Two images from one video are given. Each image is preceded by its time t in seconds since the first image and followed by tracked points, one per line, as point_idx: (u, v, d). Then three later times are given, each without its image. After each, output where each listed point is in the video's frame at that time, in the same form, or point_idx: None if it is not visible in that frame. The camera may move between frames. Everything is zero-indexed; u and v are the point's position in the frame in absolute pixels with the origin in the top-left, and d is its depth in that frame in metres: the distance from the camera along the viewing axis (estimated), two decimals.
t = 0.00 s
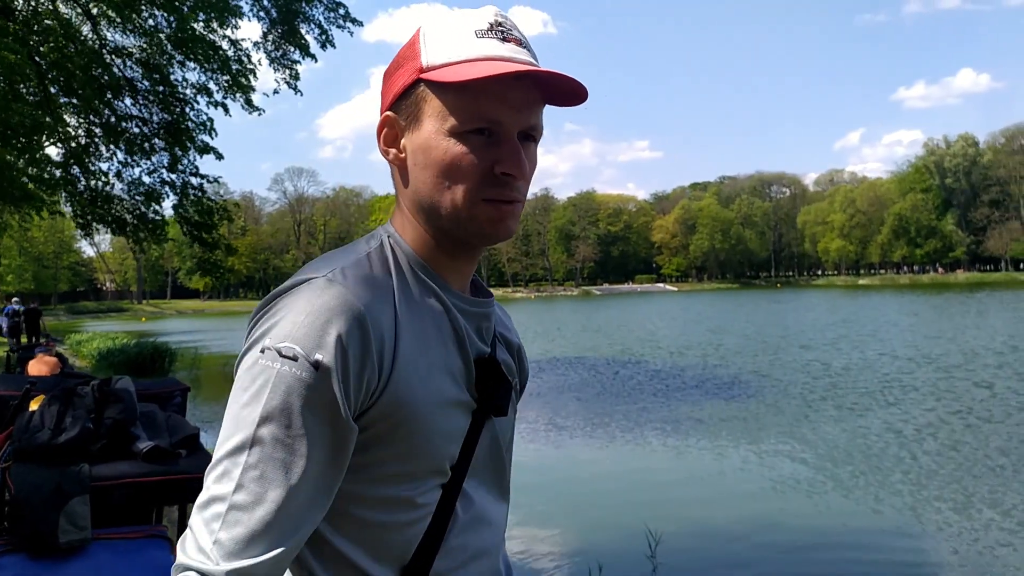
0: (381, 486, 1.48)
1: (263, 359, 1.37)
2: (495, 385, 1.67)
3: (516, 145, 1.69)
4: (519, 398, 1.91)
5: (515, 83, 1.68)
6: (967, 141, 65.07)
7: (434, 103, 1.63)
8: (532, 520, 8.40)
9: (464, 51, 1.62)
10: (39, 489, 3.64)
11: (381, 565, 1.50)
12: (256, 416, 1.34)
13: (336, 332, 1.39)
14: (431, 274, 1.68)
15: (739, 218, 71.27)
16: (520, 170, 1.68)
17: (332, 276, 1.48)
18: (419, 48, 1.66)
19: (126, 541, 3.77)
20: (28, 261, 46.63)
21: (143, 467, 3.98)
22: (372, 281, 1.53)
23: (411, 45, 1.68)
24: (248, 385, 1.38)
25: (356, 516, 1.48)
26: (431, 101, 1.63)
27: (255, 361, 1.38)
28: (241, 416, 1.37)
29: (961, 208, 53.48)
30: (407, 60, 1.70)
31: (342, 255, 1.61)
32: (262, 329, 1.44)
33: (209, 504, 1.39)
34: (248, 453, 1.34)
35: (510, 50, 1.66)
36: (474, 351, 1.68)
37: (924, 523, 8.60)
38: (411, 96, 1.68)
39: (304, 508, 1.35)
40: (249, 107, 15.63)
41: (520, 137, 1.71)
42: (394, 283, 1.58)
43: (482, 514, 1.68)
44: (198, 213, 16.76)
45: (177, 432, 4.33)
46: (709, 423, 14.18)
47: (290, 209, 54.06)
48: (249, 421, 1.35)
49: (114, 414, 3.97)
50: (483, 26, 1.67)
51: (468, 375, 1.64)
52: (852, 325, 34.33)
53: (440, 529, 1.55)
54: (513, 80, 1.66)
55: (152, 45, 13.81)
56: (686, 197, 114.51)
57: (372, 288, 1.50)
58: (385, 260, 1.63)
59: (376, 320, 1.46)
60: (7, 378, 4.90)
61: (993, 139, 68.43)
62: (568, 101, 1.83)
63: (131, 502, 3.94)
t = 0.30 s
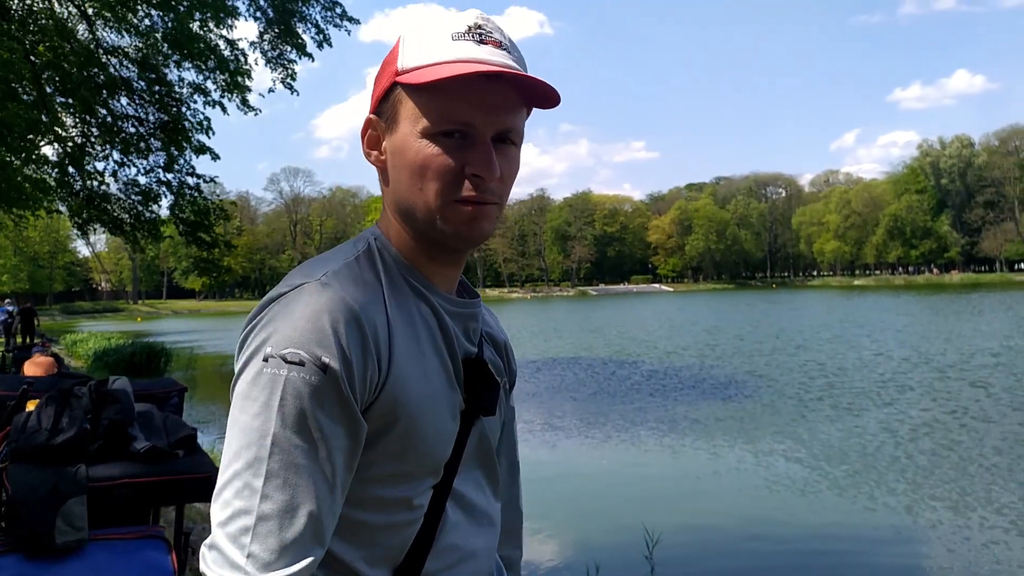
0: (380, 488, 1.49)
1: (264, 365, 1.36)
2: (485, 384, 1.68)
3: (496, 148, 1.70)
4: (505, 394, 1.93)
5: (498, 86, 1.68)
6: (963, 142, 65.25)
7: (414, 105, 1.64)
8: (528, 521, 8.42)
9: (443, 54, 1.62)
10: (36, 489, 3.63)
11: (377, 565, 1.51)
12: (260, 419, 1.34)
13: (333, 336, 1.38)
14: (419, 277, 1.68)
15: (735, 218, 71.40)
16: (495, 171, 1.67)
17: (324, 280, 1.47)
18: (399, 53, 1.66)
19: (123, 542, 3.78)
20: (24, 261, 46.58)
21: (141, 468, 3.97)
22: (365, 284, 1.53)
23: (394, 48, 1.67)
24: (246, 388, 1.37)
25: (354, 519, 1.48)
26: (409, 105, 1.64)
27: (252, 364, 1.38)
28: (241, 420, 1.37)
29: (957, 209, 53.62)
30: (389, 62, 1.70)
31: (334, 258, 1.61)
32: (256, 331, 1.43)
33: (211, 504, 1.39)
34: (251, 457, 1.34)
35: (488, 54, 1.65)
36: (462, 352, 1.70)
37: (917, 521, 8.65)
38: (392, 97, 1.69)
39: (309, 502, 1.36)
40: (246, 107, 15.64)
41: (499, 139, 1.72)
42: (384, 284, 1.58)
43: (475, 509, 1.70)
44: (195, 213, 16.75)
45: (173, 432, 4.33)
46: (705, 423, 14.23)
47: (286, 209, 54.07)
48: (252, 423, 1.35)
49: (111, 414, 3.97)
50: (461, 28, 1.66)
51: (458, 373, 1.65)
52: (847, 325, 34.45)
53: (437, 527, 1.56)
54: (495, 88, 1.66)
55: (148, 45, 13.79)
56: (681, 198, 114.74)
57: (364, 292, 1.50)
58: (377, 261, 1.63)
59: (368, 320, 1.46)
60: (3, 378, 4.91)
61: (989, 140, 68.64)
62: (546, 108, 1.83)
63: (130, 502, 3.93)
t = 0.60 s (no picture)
0: (373, 488, 1.48)
1: (250, 367, 1.34)
2: (477, 381, 1.68)
3: (474, 147, 1.71)
4: (501, 393, 1.92)
5: (473, 84, 1.68)
6: (958, 142, 65.42)
7: (388, 108, 1.65)
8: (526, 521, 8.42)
9: (413, 53, 1.62)
10: (34, 489, 3.62)
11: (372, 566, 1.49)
12: (246, 421, 1.33)
13: (319, 338, 1.38)
14: (407, 276, 1.68)
15: (731, 219, 71.50)
16: (469, 169, 1.67)
17: (308, 279, 1.46)
18: (373, 55, 1.66)
19: (121, 541, 3.77)
20: (19, 261, 46.47)
21: (139, 468, 3.95)
22: (350, 284, 1.53)
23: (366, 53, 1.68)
24: (231, 392, 1.36)
25: (348, 521, 1.47)
26: (384, 108, 1.65)
27: (236, 368, 1.37)
28: (227, 423, 1.36)
29: (953, 210, 53.76)
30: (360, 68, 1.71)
31: (320, 260, 1.60)
32: (240, 333, 1.43)
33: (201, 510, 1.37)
34: (238, 460, 1.32)
35: (460, 53, 1.64)
36: (456, 350, 1.69)
37: (916, 521, 8.67)
38: (368, 99, 1.70)
39: (301, 503, 1.35)
40: (242, 107, 15.61)
41: (478, 138, 1.72)
42: (370, 284, 1.57)
43: (473, 507, 1.70)
44: (191, 213, 16.74)
45: (171, 433, 4.30)
46: (702, 423, 14.28)
47: (282, 209, 54.05)
48: (237, 427, 1.34)
49: (110, 414, 3.95)
50: (430, 27, 1.66)
51: (450, 373, 1.64)
52: (844, 326, 34.57)
53: (433, 525, 1.56)
54: (470, 87, 1.67)
55: (144, 44, 13.76)
56: (678, 198, 114.89)
57: (349, 292, 1.49)
58: (364, 261, 1.62)
59: (353, 321, 1.45)
60: None
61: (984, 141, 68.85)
62: (521, 107, 1.83)
63: (128, 502, 3.92)
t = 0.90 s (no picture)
0: (362, 491, 1.47)
1: (230, 370, 1.35)
2: (471, 379, 1.67)
3: (469, 139, 1.70)
4: (500, 389, 1.91)
5: (468, 74, 1.67)
6: (956, 142, 65.47)
7: (381, 99, 1.65)
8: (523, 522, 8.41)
9: (406, 44, 1.62)
10: (31, 489, 3.60)
11: (362, 568, 1.49)
12: (226, 427, 1.33)
13: (301, 338, 1.37)
14: (400, 274, 1.67)
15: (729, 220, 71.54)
16: (465, 160, 1.67)
17: (295, 282, 1.46)
18: (364, 48, 1.67)
19: (117, 542, 3.77)
20: (17, 261, 46.38)
21: (136, 467, 3.94)
22: (337, 284, 1.52)
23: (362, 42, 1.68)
24: (214, 396, 1.37)
25: (337, 523, 1.47)
26: (378, 100, 1.66)
27: (219, 371, 1.37)
28: (208, 429, 1.36)
29: (950, 211, 53.79)
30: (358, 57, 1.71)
31: (310, 259, 1.60)
32: (225, 335, 1.43)
33: (180, 513, 1.38)
34: (220, 467, 1.33)
35: (454, 42, 1.64)
36: (450, 346, 1.69)
37: (914, 521, 8.68)
38: (362, 90, 1.70)
39: (283, 507, 1.35)
40: (240, 107, 15.60)
41: (474, 131, 1.72)
42: (361, 284, 1.56)
43: (466, 508, 1.69)
44: (189, 213, 16.73)
45: (168, 432, 4.29)
46: (700, 423, 14.30)
47: (280, 209, 53.97)
48: (218, 432, 1.34)
49: (106, 414, 3.94)
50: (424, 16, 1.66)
51: (444, 372, 1.64)
52: (842, 326, 34.61)
53: (424, 527, 1.55)
54: (465, 78, 1.67)
55: (142, 43, 13.74)
56: (675, 198, 114.97)
57: (336, 292, 1.49)
58: (356, 258, 1.62)
59: (340, 323, 1.44)
60: None
61: (982, 141, 68.95)
62: (520, 95, 1.83)
63: (125, 501, 3.92)
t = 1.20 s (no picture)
0: (344, 498, 1.47)
1: (211, 376, 1.35)
2: (454, 383, 1.67)
3: (466, 144, 1.71)
4: (486, 390, 1.92)
5: (470, 78, 1.68)
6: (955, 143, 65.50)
7: (379, 96, 1.64)
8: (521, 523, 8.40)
9: (407, 44, 1.63)
10: (27, 490, 3.61)
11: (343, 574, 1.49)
12: (207, 433, 1.33)
13: (283, 346, 1.37)
14: (385, 279, 1.68)
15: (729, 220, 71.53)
16: (469, 166, 1.68)
17: (276, 286, 1.45)
18: (364, 43, 1.67)
19: (113, 542, 3.79)
20: (16, 260, 46.35)
21: (134, 468, 3.95)
22: (322, 288, 1.52)
23: (360, 42, 1.68)
24: (192, 402, 1.36)
25: (319, 529, 1.47)
26: (376, 96, 1.64)
27: (198, 377, 1.37)
28: (188, 437, 1.36)
29: (950, 211, 53.81)
30: (354, 52, 1.71)
31: (292, 262, 1.59)
32: (208, 336, 1.43)
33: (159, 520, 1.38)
34: (199, 475, 1.33)
35: (459, 43, 1.66)
36: (436, 350, 1.69)
37: (912, 521, 8.68)
38: (356, 89, 1.70)
39: (264, 518, 1.35)
40: (238, 108, 15.59)
41: (473, 135, 1.73)
42: (345, 288, 1.57)
43: (453, 515, 1.69)
44: (186, 213, 16.74)
45: (164, 433, 4.29)
46: (699, 423, 14.31)
47: (279, 209, 53.95)
48: (197, 440, 1.34)
49: (103, 414, 3.94)
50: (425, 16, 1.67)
51: (427, 375, 1.64)
52: (840, 326, 34.65)
53: (409, 531, 1.55)
54: (467, 78, 1.67)
55: (140, 44, 13.75)
56: (674, 198, 115.08)
57: (320, 297, 1.49)
58: (339, 265, 1.62)
59: (325, 325, 1.45)
60: None
61: (981, 141, 69.01)
62: (521, 98, 1.84)
63: (121, 503, 3.92)
